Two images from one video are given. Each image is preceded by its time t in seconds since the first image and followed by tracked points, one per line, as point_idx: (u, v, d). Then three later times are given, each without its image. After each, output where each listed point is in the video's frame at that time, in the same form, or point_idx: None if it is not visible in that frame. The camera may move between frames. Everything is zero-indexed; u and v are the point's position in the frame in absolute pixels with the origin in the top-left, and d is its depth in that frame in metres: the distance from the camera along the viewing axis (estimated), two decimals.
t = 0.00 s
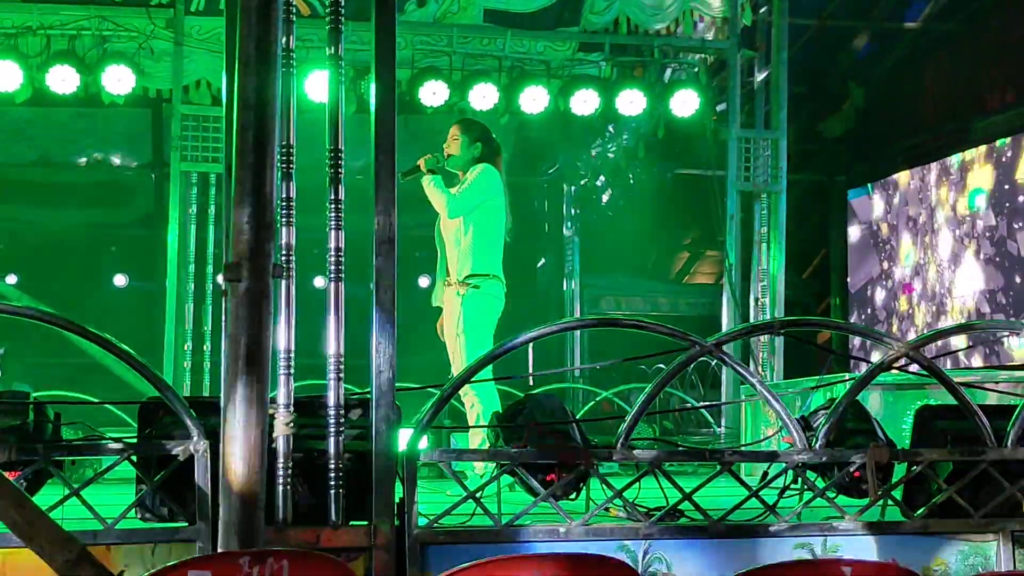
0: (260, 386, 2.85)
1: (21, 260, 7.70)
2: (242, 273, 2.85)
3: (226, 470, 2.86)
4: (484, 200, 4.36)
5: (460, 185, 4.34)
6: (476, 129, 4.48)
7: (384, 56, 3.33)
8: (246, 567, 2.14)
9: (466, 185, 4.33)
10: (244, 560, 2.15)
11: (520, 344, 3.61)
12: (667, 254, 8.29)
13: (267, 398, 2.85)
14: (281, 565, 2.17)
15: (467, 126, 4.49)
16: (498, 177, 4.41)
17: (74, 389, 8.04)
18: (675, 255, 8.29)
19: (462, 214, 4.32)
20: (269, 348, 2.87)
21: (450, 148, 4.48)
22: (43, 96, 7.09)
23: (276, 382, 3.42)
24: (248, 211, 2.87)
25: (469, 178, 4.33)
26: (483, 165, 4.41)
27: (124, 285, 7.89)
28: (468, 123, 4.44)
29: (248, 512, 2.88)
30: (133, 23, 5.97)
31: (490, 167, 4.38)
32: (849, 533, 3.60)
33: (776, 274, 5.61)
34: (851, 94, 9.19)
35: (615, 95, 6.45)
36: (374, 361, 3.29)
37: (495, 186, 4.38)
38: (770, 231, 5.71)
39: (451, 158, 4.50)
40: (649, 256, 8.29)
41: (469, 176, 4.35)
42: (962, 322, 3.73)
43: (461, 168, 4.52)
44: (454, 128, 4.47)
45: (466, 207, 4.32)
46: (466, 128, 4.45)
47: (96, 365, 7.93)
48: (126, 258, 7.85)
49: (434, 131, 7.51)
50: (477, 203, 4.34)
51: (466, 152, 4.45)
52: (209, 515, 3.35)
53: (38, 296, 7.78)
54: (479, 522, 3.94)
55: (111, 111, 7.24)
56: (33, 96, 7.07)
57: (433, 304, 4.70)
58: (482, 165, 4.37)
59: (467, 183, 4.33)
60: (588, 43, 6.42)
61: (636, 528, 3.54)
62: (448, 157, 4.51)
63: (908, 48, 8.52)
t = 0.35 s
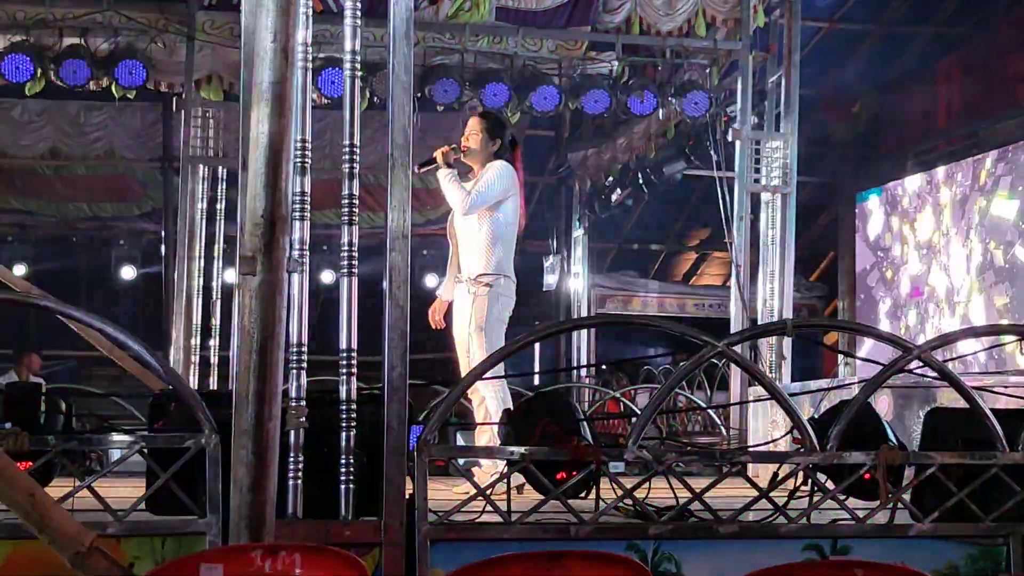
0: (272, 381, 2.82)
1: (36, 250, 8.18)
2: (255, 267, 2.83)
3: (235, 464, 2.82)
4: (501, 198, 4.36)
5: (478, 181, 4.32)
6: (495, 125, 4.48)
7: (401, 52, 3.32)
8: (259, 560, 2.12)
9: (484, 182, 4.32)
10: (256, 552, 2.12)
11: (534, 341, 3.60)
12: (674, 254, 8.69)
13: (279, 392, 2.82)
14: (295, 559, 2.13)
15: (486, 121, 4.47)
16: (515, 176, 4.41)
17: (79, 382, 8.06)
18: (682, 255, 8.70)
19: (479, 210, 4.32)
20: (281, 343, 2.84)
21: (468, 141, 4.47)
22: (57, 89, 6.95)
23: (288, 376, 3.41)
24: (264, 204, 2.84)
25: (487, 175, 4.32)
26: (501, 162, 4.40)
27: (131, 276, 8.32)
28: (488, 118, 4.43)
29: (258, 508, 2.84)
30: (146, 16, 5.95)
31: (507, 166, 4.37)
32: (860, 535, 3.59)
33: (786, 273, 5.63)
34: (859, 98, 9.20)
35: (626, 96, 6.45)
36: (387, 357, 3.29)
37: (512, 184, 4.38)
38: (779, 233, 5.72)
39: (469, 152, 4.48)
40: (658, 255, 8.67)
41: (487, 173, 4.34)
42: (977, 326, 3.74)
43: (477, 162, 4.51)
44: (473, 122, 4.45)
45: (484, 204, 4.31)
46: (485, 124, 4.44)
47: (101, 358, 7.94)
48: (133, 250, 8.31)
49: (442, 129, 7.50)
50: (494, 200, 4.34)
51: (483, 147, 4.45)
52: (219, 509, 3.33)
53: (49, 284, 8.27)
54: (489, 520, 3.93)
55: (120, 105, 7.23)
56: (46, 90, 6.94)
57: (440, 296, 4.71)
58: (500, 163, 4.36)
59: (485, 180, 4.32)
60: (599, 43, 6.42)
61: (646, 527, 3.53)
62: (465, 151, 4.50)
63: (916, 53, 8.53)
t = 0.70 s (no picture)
0: (276, 371, 2.85)
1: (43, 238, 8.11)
2: (262, 258, 2.86)
3: (238, 455, 2.85)
4: (512, 192, 4.37)
5: (489, 175, 4.33)
6: (508, 118, 4.47)
7: (410, 45, 3.33)
8: (260, 551, 2.13)
9: (496, 176, 4.33)
10: (258, 541, 2.14)
11: (538, 336, 3.60)
12: (685, 251, 8.53)
13: (283, 382, 2.84)
14: (295, 548, 2.17)
15: (499, 115, 4.47)
16: (528, 170, 4.41)
17: (87, 369, 8.09)
18: (692, 253, 8.54)
19: (489, 205, 4.32)
20: (287, 333, 2.86)
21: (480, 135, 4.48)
22: (69, 77, 7.15)
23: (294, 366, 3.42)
24: (271, 196, 2.88)
25: (499, 169, 4.33)
26: (513, 156, 4.40)
27: (141, 263, 8.33)
28: (501, 112, 4.44)
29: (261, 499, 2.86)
30: (159, 5, 5.97)
31: (519, 160, 4.38)
32: (864, 536, 3.58)
33: (794, 272, 5.62)
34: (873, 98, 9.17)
35: (637, 91, 6.43)
36: (392, 347, 3.29)
37: (523, 179, 4.38)
38: (788, 231, 5.71)
39: (482, 146, 4.49)
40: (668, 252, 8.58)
41: (499, 167, 4.35)
42: (984, 327, 3.71)
43: (488, 156, 4.52)
44: (487, 116, 4.45)
45: (495, 198, 4.32)
46: (499, 118, 4.44)
47: (110, 345, 7.97)
48: (143, 239, 8.28)
49: (453, 121, 7.48)
50: (505, 194, 4.34)
51: (496, 141, 4.45)
52: (221, 498, 3.34)
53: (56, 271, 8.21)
54: (491, 513, 3.94)
55: (132, 93, 7.25)
56: (59, 78, 7.15)
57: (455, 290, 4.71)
58: (512, 157, 4.37)
59: (496, 174, 4.32)
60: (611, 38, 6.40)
61: (648, 524, 3.51)
62: (478, 145, 4.50)
63: (930, 53, 8.49)
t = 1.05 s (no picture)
0: (284, 358, 2.86)
1: (49, 224, 7.89)
2: (271, 244, 2.86)
3: (245, 439, 2.86)
4: (521, 182, 4.35)
5: (499, 165, 4.32)
6: (519, 109, 4.46)
7: (422, 34, 3.32)
8: (267, 537, 2.15)
9: (505, 166, 4.32)
10: (266, 527, 2.16)
11: (546, 326, 3.60)
12: (695, 244, 8.40)
13: (290, 369, 2.85)
14: (302, 535, 2.20)
15: (510, 105, 4.46)
16: (537, 161, 4.39)
17: (95, 355, 8.11)
18: (701, 247, 8.38)
19: (498, 195, 4.31)
20: (295, 320, 2.87)
21: (490, 126, 4.47)
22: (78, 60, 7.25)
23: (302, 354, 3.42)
24: (280, 182, 2.88)
25: (508, 159, 4.32)
26: (524, 147, 4.39)
27: (149, 249, 8.16)
28: (512, 102, 4.43)
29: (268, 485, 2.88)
30: None
31: (529, 150, 4.36)
32: (869, 530, 3.58)
33: (802, 266, 5.60)
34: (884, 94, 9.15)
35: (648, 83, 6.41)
36: (400, 336, 3.29)
37: (532, 169, 4.37)
38: (798, 225, 5.69)
39: (492, 137, 4.49)
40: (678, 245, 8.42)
41: (509, 157, 4.34)
42: (993, 323, 3.70)
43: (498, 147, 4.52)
44: (498, 106, 4.45)
45: (504, 188, 4.31)
46: (509, 109, 4.43)
47: (118, 331, 7.98)
48: (151, 224, 8.11)
49: (463, 111, 7.47)
50: (515, 185, 4.33)
51: (506, 133, 4.45)
52: (228, 484, 3.35)
53: (63, 256, 8.03)
54: (497, 502, 3.94)
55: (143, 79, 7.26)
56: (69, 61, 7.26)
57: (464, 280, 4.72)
58: (522, 147, 4.36)
59: (506, 164, 4.31)
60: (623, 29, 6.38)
61: (653, 516, 3.51)
62: (489, 136, 4.50)
63: (942, 48, 8.45)
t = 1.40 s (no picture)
0: (290, 348, 2.86)
1: (57, 211, 8.01)
2: (278, 234, 2.86)
3: (250, 428, 2.87)
4: (527, 173, 4.35)
5: (505, 156, 4.31)
6: (526, 100, 4.44)
7: (429, 23, 3.31)
8: (271, 526, 2.15)
9: (510, 157, 4.31)
10: (270, 517, 2.16)
11: (551, 318, 3.59)
12: (701, 236, 8.38)
13: (295, 358, 2.86)
14: (306, 524, 2.20)
15: (517, 96, 4.45)
16: (543, 151, 4.38)
17: (102, 342, 8.14)
18: (708, 239, 8.35)
19: (504, 185, 4.30)
20: (301, 310, 2.87)
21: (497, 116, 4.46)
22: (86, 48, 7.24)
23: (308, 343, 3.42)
24: (287, 172, 2.87)
25: (514, 150, 4.31)
26: (530, 138, 4.38)
27: (156, 237, 8.23)
28: (519, 92, 4.42)
29: (273, 474, 2.88)
30: None
31: (535, 141, 4.35)
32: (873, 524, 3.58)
33: (809, 260, 5.59)
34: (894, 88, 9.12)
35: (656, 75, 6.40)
36: (405, 326, 3.29)
37: (538, 161, 4.36)
38: (805, 219, 5.67)
39: (499, 128, 4.48)
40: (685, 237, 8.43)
41: (515, 148, 4.33)
42: (1001, 318, 3.68)
43: (505, 137, 4.51)
44: (505, 96, 4.44)
45: (510, 179, 4.30)
46: (516, 99, 4.41)
47: (125, 319, 8.01)
48: (159, 213, 8.18)
49: (470, 102, 7.46)
50: (520, 176, 4.32)
51: (513, 123, 4.44)
52: (234, 472, 3.36)
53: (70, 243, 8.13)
54: (501, 493, 3.94)
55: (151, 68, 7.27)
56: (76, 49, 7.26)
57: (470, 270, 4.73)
58: (528, 138, 4.35)
59: (512, 155, 4.30)
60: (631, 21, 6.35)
61: (657, 507, 3.52)
62: (496, 126, 4.49)
63: (951, 42, 8.41)
